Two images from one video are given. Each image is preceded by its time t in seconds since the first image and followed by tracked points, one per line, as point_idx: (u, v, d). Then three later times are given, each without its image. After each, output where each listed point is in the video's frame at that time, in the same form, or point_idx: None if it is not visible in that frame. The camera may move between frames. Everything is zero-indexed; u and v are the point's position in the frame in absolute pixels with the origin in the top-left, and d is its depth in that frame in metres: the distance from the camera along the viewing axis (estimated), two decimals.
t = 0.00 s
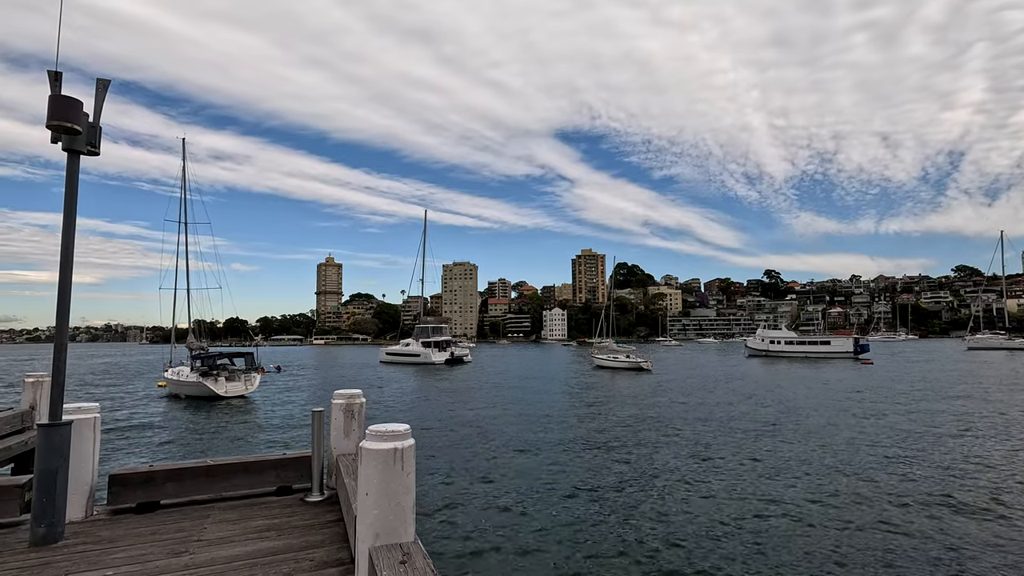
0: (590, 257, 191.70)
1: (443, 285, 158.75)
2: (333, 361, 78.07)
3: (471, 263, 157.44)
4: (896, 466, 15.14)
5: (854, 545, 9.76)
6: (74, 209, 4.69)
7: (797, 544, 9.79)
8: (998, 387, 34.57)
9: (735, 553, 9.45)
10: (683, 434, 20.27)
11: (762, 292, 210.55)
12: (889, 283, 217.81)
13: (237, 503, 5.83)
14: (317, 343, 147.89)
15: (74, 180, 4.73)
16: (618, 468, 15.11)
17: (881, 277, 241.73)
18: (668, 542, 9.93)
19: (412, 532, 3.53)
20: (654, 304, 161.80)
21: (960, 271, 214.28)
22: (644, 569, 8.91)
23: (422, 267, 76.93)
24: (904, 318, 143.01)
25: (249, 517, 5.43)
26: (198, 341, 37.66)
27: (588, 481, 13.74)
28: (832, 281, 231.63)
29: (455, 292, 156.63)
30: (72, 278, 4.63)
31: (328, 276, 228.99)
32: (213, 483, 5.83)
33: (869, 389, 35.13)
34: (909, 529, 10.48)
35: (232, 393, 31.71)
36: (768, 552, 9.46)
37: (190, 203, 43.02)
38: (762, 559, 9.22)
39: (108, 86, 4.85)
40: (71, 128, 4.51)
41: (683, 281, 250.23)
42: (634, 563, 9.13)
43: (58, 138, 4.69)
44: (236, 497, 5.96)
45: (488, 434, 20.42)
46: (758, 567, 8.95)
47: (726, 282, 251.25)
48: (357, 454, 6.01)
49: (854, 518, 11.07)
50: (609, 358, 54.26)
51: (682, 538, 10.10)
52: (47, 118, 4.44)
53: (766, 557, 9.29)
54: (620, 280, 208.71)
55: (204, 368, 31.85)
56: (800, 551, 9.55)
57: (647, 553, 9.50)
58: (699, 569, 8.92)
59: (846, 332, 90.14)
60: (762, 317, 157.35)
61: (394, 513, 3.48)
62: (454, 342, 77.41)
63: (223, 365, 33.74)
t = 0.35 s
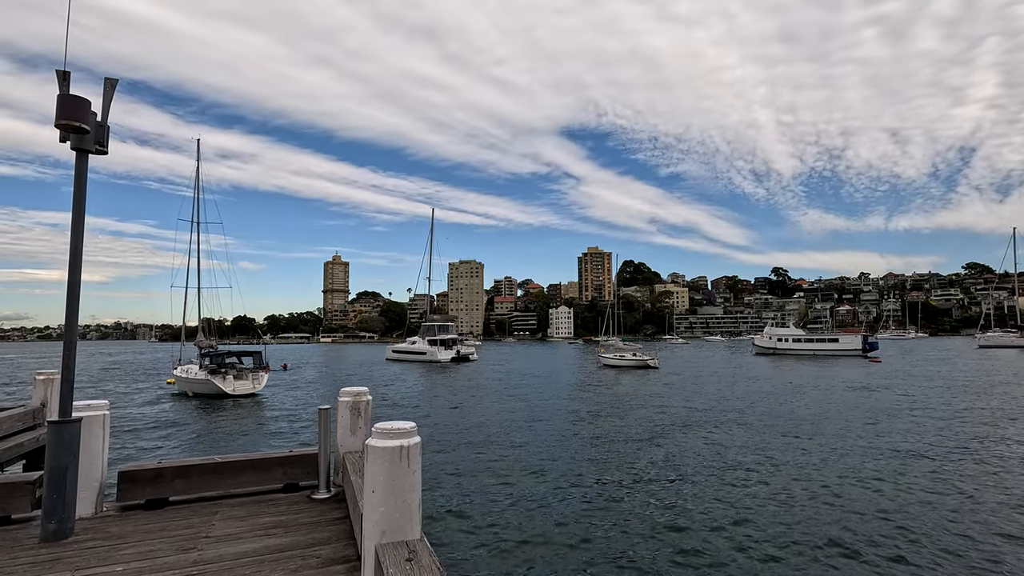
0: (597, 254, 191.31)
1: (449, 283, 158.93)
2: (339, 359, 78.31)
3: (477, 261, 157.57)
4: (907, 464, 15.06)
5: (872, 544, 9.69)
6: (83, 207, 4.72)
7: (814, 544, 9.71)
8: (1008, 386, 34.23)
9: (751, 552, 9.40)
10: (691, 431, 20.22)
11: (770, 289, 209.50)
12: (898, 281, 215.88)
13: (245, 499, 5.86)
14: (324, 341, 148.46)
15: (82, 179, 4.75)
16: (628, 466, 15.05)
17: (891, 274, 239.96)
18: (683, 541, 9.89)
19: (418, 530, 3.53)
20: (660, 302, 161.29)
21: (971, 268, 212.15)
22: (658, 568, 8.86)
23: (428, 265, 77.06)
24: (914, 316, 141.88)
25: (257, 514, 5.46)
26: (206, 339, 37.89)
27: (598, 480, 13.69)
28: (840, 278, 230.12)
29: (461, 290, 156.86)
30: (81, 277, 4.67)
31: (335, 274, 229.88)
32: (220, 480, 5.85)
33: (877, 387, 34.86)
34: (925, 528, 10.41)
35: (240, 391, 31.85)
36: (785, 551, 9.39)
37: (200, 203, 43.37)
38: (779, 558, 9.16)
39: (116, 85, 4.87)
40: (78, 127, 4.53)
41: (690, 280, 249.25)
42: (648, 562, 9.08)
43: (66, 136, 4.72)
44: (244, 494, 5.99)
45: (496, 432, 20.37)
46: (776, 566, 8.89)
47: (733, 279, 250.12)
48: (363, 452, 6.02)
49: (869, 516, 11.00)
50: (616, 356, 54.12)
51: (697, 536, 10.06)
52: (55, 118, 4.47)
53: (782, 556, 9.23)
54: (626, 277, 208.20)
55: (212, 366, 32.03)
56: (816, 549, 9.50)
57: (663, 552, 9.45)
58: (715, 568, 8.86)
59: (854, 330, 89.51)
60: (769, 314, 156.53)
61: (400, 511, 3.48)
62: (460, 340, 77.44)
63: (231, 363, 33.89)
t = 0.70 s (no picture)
0: (602, 252, 191.04)
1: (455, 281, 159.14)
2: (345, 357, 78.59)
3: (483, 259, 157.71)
4: (917, 462, 15.07)
5: (890, 542, 9.68)
6: (90, 206, 4.75)
7: (832, 542, 9.70)
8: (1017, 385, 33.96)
9: (769, 551, 9.36)
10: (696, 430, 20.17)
11: (776, 287, 208.34)
12: (907, 279, 214.23)
13: (252, 496, 5.89)
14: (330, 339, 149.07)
15: (90, 178, 4.78)
16: (636, 465, 14.99)
17: (899, 271, 238.04)
18: (700, 539, 9.86)
19: (423, 527, 3.53)
20: (666, 300, 160.90)
21: (980, 265, 210.34)
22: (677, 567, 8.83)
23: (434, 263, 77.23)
24: (923, 314, 140.86)
25: (263, 511, 5.48)
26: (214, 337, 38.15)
27: (609, 479, 13.64)
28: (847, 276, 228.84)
29: (466, 288, 156.99)
30: (88, 276, 4.68)
31: (341, 272, 230.69)
32: (227, 477, 5.88)
33: (884, 385, 34.67)
34: (928, 525, 10.43)
35: (246, 389, 31.99)
36: (805, 551, 9.35)
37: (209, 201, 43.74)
38: (799, 557, 9.12)
39: (123, 84, 4.89)
40: (86, 126, 4.56)
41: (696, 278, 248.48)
42: (667, 562, 9.02)
43: (74, 136, 4.74)
44: (250, 491, 6.01)
45: (500, 430, 20.32)
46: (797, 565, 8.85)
47: (739, 277, 249.25)
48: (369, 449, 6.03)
49: (886, 515, 10.96)
50: (622, 354, 54.02)
51: (715, 535, 10.02)
52: (63, 117, 4.50)
53: (801, 555, 9.22)
54: (631, 275, 207.79)
55: (219, 364, 32.22)
56: (835, 548, 9.47)
57: (682, 552, 9.38)
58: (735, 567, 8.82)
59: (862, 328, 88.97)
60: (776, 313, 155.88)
61: (406, 509, 3.48)
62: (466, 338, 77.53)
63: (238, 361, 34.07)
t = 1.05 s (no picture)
0: (608, 250, 190.76)
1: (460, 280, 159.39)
2: (351, 356, 79.01)
3: (488, 258, 157.85)
4: (926, 460, 15.01)
5: (905, 541, 9.62)
6: (97, 206, 4.77)
7: (841, 539, 9.68)
8: None
9: (774, 547, 9.38)
10: (700, 428, 20.11)
11: (783, 285, 207.19)
12: (915, 276, 212.68)
13: (258, 494, 5.90)
14: (336, 338, 149.76)
15: (97, 177, 4.80)
16: (643, 464, 14.93)
17: (908, 269, 236.42)
18: (714, 538, 9.79)
19: (429, 525, 3.53)
20: (672, 298, 160.50)
21: (990, 263, 208.48)
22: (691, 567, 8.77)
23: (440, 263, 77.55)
24: (931, 312, 139.74)
25: (270, 508, 5.50)
26: (222, 335, 38.45)
27: (618, 478, 13.57)
28: (854, 274, 227.63)
29: (471, 287, 157.16)
30: (96, 273, 4.71)
31: (347, 271, 231.67)
32: (234, 474, 5.90)
33: (891, 383, 34.47)
34: (934, 524, 10.41)
35: (253, 387, 32.15)
36: (821, 550, 9.28)
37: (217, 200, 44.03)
38: (815, 556, 9.07)
39: (129, 83, 4.91)
40: (93, 125, 4.58)
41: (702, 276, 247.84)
42: (680, 561, 8.97)
43: (81, 135, 4.77)
44: (257, 489, 6.03)
45: (504, 429, 20.26)
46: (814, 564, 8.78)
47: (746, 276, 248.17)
48: (375, 447, 6.04)
49: (899, 514, 10.90)
50: (627, 353, 53.94)
51: (728, 534, 9.95)
52: (70, 116, 4.52)
53: (811, 552, 9.19)
54: (637, 274, 207.32)
55: (227, 362, 32.44)
56: (851, 547, 9.40)
57: (697, 551, 9.32)
58: (751, 566, 8.76)
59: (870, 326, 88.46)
60: (783, 311, 155.18)
61: (411, 507, 3.48)
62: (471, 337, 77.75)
63: (245, 359, 34.27)
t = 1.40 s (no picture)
0: (614, 249, 190.43)
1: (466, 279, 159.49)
2: (358, 355, 79.26)
3: (494, 257, 157.86)
4: (939, 459, 14.95)
5: (928, 541, 9.53)
6: (104, 206, 4.80)
7: (849, 538, 9.66)
8: None
9: (781, 546, 9.36)
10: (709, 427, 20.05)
11: (791, 283, 206.19)
12: (925, 274, 210.86)
13: (265, 493, 5.93)
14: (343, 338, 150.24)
15: (105, 178, 4.83)
16: (655, 463, 14.88)
17: (916, 267, 234.41)
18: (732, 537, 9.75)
19: (434, 524, 3.54)
20: (678, 297, 159.99)
21: (1001, 260, 206.27)
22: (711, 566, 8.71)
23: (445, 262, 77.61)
24: (941, 310, 138.38)
25: (276, 506, 5.53)
26: (230, 335, 38.71)
27: (630, 477, 13.52)
28: (863, 272, 225.97)
29: (478, 286, 157.44)
30: (105, 275, 4.74)
31: (354, 271, 232.49)
32: (241, 473, 5.93)
33: (898, 381, 34.33)
34: (942, 522, 10.38)
35: (260, 386, 32.31)
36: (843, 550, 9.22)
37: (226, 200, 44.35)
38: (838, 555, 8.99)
39: (136, 85, 4.93)
40: (100, 126, 4.59)
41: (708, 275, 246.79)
42: (700, 560, 8.91)
43: (89, 136, 4.80)
44: (264, 488, 6.06)
45: (511, 428, 20.23)
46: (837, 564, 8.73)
47: (753, 274, 246.89)
48: (381, 446, 6.06)
49: (918, 512, 10.82)
50: (633, 352, 53.82)
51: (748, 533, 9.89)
52: (78, 117, 4.54)
53: (819, 551, 9.17)
54: (643, 272, 206.65)
55: (235, 361, 32.65)
56: (872, 546, 9.33)
57: (717, 551, 9.25)
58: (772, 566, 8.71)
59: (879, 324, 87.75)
60: (790, 309, 154.28)
61: (417, 505, 3.48)
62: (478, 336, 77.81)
63: (253, 358, 34.47)
